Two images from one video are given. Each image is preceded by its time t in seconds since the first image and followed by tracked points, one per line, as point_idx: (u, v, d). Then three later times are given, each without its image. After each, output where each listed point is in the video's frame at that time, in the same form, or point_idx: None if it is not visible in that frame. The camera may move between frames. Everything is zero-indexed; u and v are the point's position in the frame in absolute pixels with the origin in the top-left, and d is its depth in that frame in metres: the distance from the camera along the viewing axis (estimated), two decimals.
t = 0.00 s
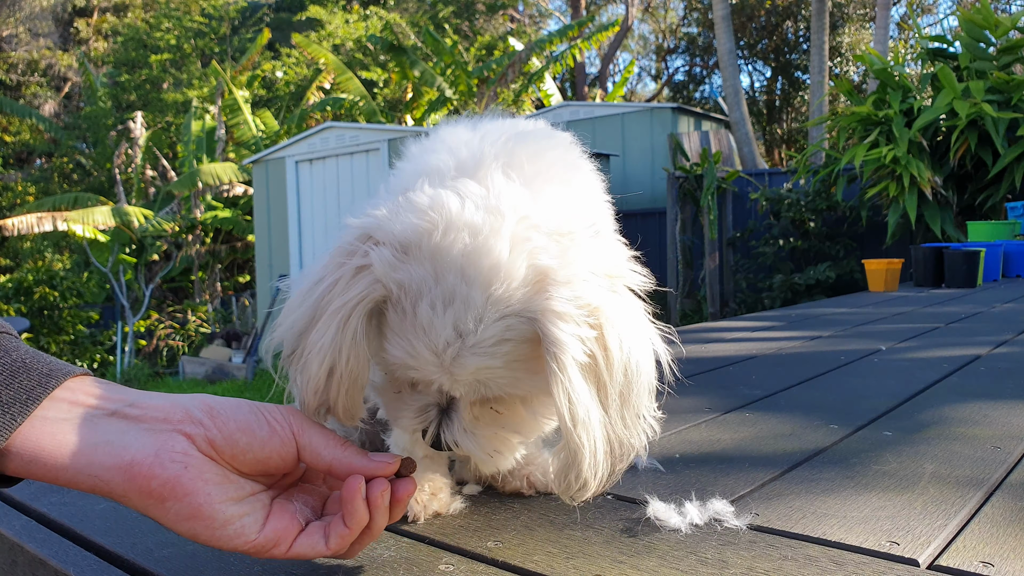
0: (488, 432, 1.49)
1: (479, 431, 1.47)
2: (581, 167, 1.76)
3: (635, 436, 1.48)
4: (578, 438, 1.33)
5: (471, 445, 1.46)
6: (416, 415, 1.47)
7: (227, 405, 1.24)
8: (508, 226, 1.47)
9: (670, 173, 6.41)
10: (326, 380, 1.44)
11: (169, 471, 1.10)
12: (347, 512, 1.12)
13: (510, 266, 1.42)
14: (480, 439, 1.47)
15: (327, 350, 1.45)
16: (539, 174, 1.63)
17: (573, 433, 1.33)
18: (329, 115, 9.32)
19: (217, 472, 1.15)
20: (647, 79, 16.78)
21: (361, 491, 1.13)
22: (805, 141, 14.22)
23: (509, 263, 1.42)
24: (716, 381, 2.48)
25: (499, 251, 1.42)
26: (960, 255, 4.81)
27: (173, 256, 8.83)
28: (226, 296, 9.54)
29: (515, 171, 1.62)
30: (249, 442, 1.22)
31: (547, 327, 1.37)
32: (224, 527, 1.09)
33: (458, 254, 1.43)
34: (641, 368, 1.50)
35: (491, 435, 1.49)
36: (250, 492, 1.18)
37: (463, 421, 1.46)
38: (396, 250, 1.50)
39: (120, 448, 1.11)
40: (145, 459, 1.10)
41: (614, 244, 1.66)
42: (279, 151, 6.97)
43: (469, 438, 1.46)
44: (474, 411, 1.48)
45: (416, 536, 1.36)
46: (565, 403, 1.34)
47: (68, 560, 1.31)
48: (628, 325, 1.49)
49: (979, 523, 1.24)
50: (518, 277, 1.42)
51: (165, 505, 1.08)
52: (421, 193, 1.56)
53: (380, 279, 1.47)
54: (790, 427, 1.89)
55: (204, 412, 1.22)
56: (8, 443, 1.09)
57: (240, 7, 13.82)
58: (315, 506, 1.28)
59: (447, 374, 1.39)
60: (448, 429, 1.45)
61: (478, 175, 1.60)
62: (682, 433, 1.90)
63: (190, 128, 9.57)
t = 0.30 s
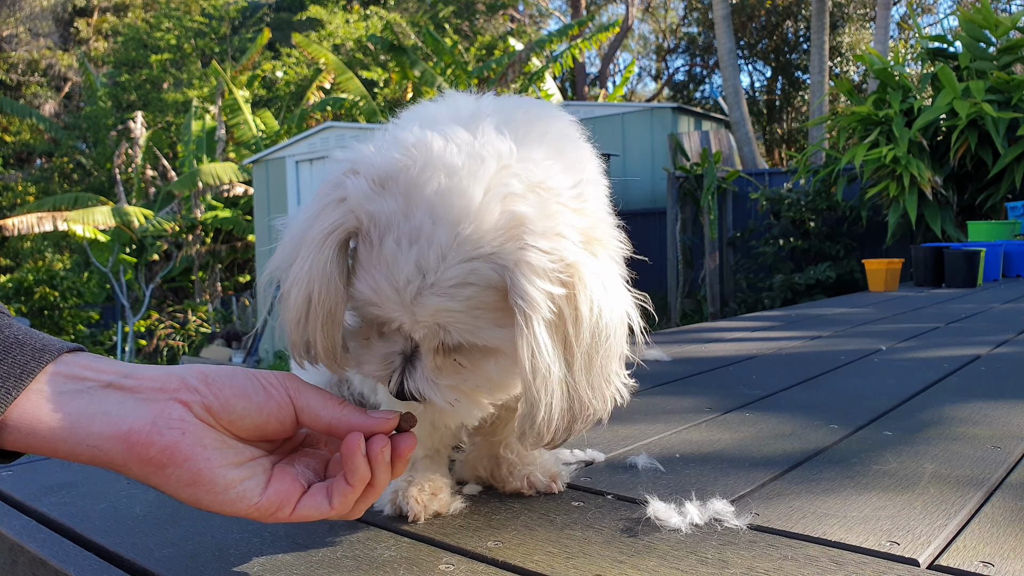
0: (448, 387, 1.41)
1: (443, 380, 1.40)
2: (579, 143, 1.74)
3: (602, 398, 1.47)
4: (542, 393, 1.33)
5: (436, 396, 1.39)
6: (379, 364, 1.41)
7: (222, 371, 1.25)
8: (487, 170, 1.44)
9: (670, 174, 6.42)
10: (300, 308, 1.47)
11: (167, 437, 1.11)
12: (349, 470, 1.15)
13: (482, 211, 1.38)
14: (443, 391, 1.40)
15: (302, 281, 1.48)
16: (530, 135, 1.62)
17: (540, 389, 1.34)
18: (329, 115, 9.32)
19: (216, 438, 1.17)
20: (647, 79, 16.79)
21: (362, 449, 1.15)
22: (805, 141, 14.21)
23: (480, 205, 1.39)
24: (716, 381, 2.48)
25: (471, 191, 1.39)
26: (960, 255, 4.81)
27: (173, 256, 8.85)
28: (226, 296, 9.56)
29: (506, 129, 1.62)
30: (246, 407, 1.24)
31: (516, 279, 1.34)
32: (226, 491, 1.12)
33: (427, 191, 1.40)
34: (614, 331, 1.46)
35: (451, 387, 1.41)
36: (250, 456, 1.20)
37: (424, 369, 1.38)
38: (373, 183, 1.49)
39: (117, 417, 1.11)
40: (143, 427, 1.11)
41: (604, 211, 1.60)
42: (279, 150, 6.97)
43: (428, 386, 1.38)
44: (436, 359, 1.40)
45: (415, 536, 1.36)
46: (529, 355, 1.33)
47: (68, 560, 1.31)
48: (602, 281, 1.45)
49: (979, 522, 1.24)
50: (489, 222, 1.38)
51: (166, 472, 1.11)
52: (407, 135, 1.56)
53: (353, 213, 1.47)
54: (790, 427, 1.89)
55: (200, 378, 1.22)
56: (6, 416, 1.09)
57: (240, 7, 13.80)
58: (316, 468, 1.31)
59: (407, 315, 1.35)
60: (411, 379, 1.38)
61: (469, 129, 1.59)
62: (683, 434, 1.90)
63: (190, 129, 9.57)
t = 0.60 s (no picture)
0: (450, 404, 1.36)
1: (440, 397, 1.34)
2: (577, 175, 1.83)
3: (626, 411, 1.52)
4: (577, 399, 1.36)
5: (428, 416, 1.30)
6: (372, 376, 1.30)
7: (210, 370, 1.27)
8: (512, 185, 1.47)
9: (671, 174, 6.42)
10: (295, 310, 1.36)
11: (155, 436, 1.13)
12: (338, 465, 1.18)
13: (508, 219, 1.40)
14: (444, 410, 1.33)
15: (303, 282, 1.38)
16: (534, 151, 1.67)
17: (572, 399, 1.36)
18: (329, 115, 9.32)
19: (204, 435, 1.19)
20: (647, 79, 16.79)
21: (351, 444, 1.18)
22: (805, 141, 14.21)
23: (506, 211, 1.40)
24: (716, 381, 2.48)
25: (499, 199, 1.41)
26: (960, 255, 4.81)
27: (173, 256, 8.86)
28: (226, 296, 9.57)
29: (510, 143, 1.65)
30: (233, 404, 1.25)
31: (549, 292, 1.40)
32: (215, 487, 1.14)
33: (454, 190, 1.40)
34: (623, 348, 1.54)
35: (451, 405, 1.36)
36: (239, 452, 1.22)
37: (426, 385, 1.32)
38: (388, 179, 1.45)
39: (106, 416, 1.13)
40: (132, 425, 1.13)
41: (597, 235, 1.66)
42: (279, 151, 6.97)
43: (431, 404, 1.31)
44: (435, 374, 1.35)
45: (415, 536, 1.36)
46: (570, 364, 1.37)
47: (68, 560, 1.31)
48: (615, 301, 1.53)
49: (980, 523, 1.24)
50: (515, 231, 1.41)
51: (154, 470, 1.12)
52: (418, 140, 1.56)
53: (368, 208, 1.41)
54: (790, 427, 1.89)
55: (187, 376, 1.24)
56: None
57: (240, 7, 13.79)
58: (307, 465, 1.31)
59: (425, 319, 1.30)
60: (407, 394, 1.29)
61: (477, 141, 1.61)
62: (683, 433, 1.90)
63: (190, 129, 9.57)
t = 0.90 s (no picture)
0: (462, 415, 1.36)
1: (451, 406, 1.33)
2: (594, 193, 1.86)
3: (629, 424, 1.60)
4: (598, 421, 1.43)
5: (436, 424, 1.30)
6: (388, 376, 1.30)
7: (205, 365, 1.28)
8: (541, 199, 1.50)
9: (671, 174, 6.42)
10: (319, 308, 1.33)
11: (149, 432, 1.13)
12: (336, 452, 1.17)
13: (540, 234, 1.43)
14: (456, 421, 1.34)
15: (330, 279, 1.35)
16: (560, 172, 1.70)
17: (589, 416, 1.44)
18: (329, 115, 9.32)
19: (198, 432, 1.19)
20: (647, 79, 16.78)
21: (353, 430, 1.18)
22: (805, 141, 14.21)
23: (541, 228, 1.43)
24: (717, 381, 2.48)
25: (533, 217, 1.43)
26: (960, 255, 4.81)
27: (173, 257, 8.88)
28: (226, 296, 9.58)
29: (539, 160, 1.68)
30: (228, 399, 1.26)
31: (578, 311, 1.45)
32: (210, 483, 1.14)
33: (490, 201, 1.42)
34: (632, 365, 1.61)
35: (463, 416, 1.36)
36: (235, 449, 1.23)
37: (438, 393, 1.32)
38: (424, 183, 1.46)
39: (100, 413, 1.14)
40: (126, 422, 1.13)
41: (615, 258, 1.69)
42: (279, 151, 6.98)
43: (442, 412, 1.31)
44: (448, 383, 1.35)
45: (415, 537, 1.36)
46: (591, 383, 1.45)
47: (68, 560, 1.31)
48: (632, 326, 1.61)
49: (980, 523, 1.24)
50: (547, 249, 1.43)
51: (149, 466, 1.13)
52: (453, 147, 1.57)
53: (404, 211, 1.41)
54: (790, 427, 1.89)
55: (184, 372, 1.25)
56: None
57: (240, 7, 13.78)
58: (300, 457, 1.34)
59: (448, 327, 1.31)
60: (418, 397, 1.28)
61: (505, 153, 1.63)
62: (683, 434, 1.90)
63: (190, 129, 9.57)
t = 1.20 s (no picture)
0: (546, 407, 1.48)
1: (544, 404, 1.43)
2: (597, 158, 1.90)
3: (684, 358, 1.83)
4: (668, 373, 1.66)
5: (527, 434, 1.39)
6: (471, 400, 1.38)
7: (98, 332, 1.17)
8: (565, 187, 1.55)
9: (670, 174, 6.42)
10: (383, 343, 1.40)
11: (25, 406, 1.09)
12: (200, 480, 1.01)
13: (572, 216, 1.49)
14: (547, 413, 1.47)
15: (385, 313, 1.41)
16: (566, 155, 1.75)
17: (661, 369, 1.67)
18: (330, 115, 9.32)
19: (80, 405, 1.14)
20: (647, 78, 16.77)
21: (219, 465, 0.99)
22: (805, 141, 14.20)
23: (573, 212, 1.49)
24: (717, 381, 2.48)
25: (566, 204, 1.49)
26: (960, 256, 4.81)
27: (172, 257, 8.93)
28: (226, 296, 9.58)
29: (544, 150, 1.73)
30: (113, 370, 1.16)
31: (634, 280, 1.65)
32: (79, 467, 1.10)
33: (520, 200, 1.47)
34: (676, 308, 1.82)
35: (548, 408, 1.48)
36: (121, 427, 1.16)
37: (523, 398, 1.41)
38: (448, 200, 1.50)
39: None
40: (4, 394, 1.09)
41: (638, 220, 1.77)
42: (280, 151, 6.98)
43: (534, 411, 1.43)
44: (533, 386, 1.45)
45: (416, 537, 1.36)
46: (663, 347, 1.67)
47: (68, 560, 1.31)
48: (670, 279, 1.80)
49: (980, 523, 1.24)
50: (582, 230, 1.50)
51: (24, 442, 1.09)
52: (463, 156, 1.61)
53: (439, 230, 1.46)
54: (790, 427, 1.89)
55: (72, 340, 1.16)
56: None
57: (240, 7, 13.77)
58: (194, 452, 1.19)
59: (519, 325, 1.36)
60: (509, 410, 1.37)
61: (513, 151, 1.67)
62: (682, 434, 1.90)
63: (190, 129, 9.57)
